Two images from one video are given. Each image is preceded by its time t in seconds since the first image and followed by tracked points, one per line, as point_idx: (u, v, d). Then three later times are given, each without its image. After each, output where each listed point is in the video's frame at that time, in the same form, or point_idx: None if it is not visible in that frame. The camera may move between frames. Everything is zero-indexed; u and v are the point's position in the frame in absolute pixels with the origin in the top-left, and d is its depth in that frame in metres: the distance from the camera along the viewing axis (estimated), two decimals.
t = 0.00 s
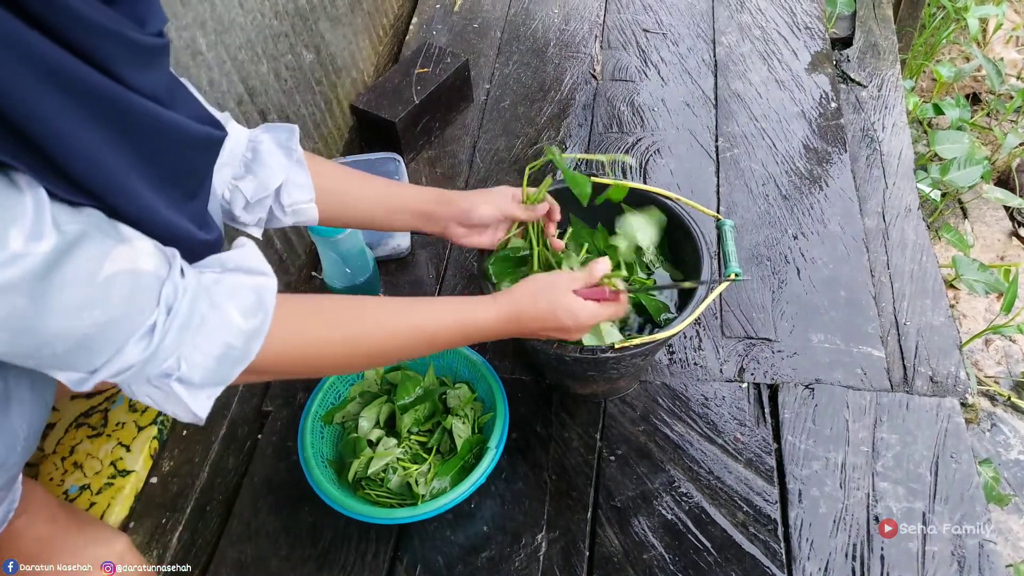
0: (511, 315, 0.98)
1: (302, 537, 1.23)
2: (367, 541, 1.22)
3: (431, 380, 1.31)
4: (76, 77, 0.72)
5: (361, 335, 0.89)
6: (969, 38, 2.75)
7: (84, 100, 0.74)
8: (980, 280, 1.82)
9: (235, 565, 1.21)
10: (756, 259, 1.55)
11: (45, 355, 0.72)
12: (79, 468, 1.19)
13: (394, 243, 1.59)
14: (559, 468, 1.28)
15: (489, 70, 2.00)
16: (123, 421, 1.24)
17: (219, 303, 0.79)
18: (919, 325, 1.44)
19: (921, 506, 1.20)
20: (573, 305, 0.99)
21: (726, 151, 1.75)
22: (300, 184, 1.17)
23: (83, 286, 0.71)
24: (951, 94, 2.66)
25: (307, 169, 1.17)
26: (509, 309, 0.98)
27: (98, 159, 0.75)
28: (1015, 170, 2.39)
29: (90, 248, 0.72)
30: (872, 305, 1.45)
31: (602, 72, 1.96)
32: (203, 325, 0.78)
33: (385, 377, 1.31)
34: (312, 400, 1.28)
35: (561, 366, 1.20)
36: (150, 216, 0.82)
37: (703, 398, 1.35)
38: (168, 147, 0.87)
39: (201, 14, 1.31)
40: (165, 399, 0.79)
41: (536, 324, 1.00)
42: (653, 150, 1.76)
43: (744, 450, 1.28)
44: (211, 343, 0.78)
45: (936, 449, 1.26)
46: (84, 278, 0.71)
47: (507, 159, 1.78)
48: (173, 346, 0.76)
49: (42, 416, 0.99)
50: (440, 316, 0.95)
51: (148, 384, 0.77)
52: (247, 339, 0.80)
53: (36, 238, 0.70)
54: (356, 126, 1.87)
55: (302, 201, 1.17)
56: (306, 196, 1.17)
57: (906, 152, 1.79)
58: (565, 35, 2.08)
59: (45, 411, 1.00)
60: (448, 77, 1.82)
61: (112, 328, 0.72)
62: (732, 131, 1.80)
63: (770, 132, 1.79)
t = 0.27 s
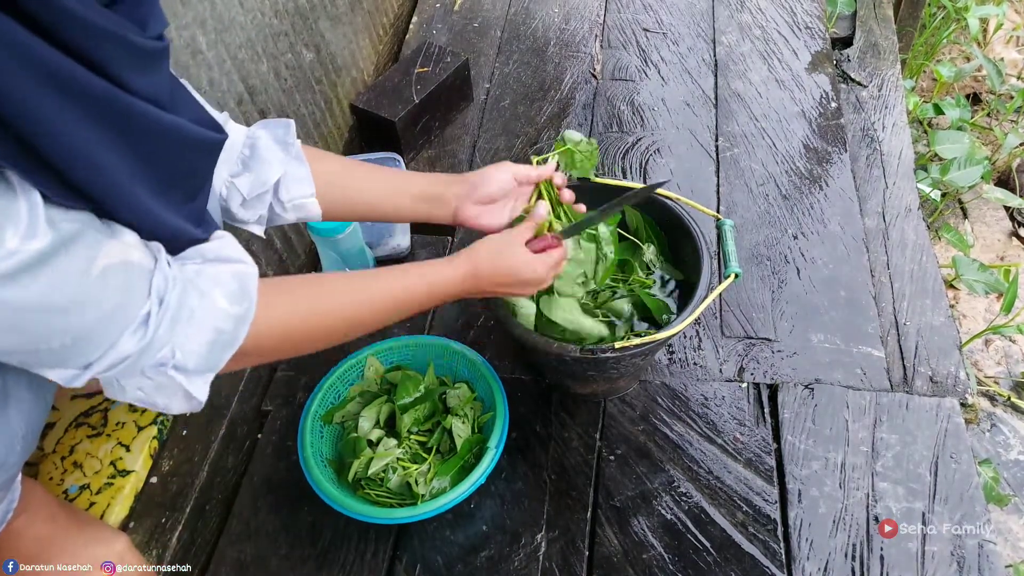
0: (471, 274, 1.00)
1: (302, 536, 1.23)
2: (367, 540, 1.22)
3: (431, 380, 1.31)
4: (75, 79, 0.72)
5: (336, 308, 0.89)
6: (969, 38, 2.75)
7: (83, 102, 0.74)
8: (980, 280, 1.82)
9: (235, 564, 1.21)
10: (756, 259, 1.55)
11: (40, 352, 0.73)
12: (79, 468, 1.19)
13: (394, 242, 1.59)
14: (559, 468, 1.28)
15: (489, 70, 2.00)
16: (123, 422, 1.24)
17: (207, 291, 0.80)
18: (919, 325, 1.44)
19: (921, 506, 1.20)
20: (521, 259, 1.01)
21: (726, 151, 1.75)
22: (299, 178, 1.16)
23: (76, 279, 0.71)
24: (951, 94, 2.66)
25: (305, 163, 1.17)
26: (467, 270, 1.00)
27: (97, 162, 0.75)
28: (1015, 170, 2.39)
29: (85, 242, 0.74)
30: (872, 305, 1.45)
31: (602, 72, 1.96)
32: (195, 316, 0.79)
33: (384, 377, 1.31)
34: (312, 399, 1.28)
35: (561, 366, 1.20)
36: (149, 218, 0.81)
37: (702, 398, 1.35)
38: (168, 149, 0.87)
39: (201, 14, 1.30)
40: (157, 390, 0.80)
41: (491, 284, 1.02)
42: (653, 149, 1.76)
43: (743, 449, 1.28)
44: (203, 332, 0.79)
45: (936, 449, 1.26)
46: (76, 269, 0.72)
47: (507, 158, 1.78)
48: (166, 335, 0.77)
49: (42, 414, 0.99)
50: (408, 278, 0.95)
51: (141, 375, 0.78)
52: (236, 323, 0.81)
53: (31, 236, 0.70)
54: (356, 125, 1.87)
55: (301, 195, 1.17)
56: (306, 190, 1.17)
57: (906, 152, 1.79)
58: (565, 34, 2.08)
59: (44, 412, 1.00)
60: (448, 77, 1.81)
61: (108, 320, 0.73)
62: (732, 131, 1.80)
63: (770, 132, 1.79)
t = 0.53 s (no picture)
0: (491, 293, 0.94)
1: (302, 537, 1.23)
2: (367, 541, 1.22)
3: (430, 380, 1.30)
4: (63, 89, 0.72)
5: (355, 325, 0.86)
6: (969, 38, 2.75)
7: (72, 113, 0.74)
8: (980, 280, 1.82)
9: (235, 565, 1.21)
10: (756, 259, 1.55)
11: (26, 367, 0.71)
12: (80, 468, 1.19)
13: (394, 243, 1.59)
14: (559, 468, 1.28)
15: (489, 70, 2.00)
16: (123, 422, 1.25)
17: (203, 312, 0.78)
18: (919, 325, 1.44)
19: (921, 506, 1.20)
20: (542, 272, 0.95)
21: (726, 151, 1.75)
22: (293, 185, 1.16)
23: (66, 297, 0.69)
24: (951, 94, 2.66)
25: (301, 172, 1.17)
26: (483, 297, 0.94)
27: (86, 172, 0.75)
28: (1015, 170, 2.39)
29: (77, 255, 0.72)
30: (872, 305, 1.45)
31: (602, 72, 1.96)
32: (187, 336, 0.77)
33: (385, 377, 1.31)
34: (312, 400, 1.28)
35: (561, 366, 1.20)
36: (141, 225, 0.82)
37: (703, 398, 1.35)
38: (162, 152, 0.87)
39: (201, 14, 1.30)
40: (150, 411, 0.79)
41: (517, 300, 0.96)
42: (653, 150, 1.76)
43: (743, 450, 1.28)
44: (197, 354, 0.77)
45: (936, 449, 1.26)
46: (62, 288, 0.69)
47: (507, 159, 1.78)
48: (155, 357, 0.75)
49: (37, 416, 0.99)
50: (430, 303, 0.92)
51: (132, 395, 0.76)
52: (231, 349, 0.79)
53: (13, 249, 0.68)
54: (356, 126, 1.87)
55: (296, 200, 1.17)
56: (300, 197, 1.17)
57: (906, 151, 1.79)
58: (565, 35, 2.08)
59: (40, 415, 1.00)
60: (447, 77, 1.81)
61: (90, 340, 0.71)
62: (732, 131, 1.80)
63: (770, 132, 1.79)
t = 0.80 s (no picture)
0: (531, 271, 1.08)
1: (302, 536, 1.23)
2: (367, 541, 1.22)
3: (430, 381, 1.31)
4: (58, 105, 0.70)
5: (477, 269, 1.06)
6: (969, 38, 2.75)
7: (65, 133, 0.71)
8: (980, 280, 1.82)
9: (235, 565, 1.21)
10: (756, 260, 1.55)
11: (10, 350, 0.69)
12: (80, 468, 1.23)
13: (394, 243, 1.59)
14: (559, 468, 1.28)
15: (489, 70, 2.00)
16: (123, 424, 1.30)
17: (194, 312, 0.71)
18: (919, 325, 1.44)
19: (921, 506, 1.20)
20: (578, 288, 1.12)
21: (726, 151, 1.75)
22: (428, 236, 1.00)
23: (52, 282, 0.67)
24: (951, 94, 2.66)
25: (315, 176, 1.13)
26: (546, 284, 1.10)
27: (60, 192, 0.72)
28: (1015, 170, 2.39)
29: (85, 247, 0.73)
30: (872, 305, 1.45)
31: (602, 72, 1.96)
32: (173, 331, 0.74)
33: (384, 377, 1.31)
34: (312, 400, 1.28)
35: (561, 366, 1.20)
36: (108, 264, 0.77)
37: (703, 398, 1.35)
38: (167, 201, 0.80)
39: (201, 14, 1.30)
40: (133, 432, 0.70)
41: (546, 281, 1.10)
42: (653, 150, 1.76)
43: (743, 450, 1.28)
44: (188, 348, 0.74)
45: (936, 449, 1.26)
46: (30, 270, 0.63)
47: (507, 159, 1.78)
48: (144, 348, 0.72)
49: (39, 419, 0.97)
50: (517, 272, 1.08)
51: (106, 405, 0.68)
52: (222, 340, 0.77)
53: None
54: (356, 126, 1.88)
55: (417, 246, 0.99)
56: (429, 248, 1.00)
57: (906, 152, 1.79)
58: (565, 35, 2.08)
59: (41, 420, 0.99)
60: (448, 77, 1.82)
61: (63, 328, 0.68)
62: (732, 131, 1.80)
63: (770, 132, 1.79)
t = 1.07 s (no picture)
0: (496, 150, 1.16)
1: (302, 536, 1.23)
2: (367, 540, 1.22)
3: (431, 381, 1.30)
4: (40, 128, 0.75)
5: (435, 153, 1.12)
6: (969, 38, 2.75)
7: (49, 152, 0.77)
8: (980, 280, 1.82)
9: (235, 565, 1.21)
10: (756, 259, 1.55)
11: None
12: (79, 468, 1.22)
13: (394, 242, 1.59)
14: (559, 468, 1.28)
15: (489, 70, 2.00)
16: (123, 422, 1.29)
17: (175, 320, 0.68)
18: (919, 325, 1.44)
19: (921, 506, 1.20)
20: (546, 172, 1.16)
21: (726, 151, 1.75)
22: (365, 160, 1.08)
23: None
24: (951, 94, 2.66)
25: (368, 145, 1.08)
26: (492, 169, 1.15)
27: (49, 208, 0.79)
28: (1015, 170, 2.39)
29: None
30: (872, 305, 1.45)
31: (602, 72, 1.96)
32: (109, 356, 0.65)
33: (384, 377, 1.31)
34: (312, 399, 1.28)
35: (561, 366, 1.20)
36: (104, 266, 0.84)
37: (703, 398, 1.35)
38: (159, 193, 0.86)
39: (201, 14, 1.30)
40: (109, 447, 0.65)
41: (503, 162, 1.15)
42: (653, 150, 1.76)
43: (743, 449, 1.28)
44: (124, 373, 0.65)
45: (936, 449, 1.26)
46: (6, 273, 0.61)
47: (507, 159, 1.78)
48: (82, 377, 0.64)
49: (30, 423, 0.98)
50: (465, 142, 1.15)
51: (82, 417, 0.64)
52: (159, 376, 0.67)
53: None
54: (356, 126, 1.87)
55: (360, 163, 1.08)
56: (373, 170, 1.09)
57: (906, 152, 1.79)
58: (565, 35, 2.08)
59: (33, 421, 0.99)
60: (447, 77, 1.81)
61: None
62: (732, 131, 1.80)
63: (770, 132, 1.79)
